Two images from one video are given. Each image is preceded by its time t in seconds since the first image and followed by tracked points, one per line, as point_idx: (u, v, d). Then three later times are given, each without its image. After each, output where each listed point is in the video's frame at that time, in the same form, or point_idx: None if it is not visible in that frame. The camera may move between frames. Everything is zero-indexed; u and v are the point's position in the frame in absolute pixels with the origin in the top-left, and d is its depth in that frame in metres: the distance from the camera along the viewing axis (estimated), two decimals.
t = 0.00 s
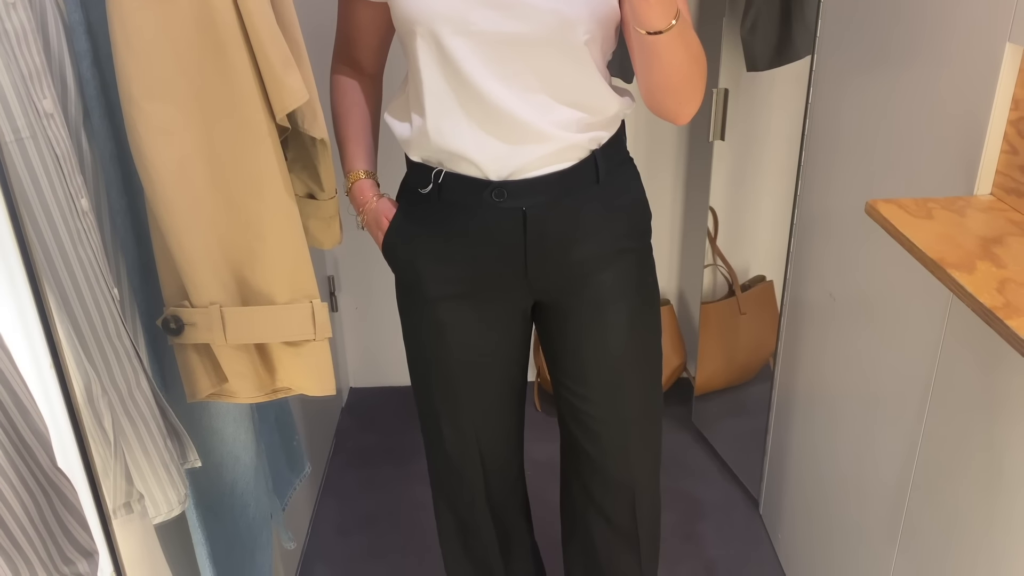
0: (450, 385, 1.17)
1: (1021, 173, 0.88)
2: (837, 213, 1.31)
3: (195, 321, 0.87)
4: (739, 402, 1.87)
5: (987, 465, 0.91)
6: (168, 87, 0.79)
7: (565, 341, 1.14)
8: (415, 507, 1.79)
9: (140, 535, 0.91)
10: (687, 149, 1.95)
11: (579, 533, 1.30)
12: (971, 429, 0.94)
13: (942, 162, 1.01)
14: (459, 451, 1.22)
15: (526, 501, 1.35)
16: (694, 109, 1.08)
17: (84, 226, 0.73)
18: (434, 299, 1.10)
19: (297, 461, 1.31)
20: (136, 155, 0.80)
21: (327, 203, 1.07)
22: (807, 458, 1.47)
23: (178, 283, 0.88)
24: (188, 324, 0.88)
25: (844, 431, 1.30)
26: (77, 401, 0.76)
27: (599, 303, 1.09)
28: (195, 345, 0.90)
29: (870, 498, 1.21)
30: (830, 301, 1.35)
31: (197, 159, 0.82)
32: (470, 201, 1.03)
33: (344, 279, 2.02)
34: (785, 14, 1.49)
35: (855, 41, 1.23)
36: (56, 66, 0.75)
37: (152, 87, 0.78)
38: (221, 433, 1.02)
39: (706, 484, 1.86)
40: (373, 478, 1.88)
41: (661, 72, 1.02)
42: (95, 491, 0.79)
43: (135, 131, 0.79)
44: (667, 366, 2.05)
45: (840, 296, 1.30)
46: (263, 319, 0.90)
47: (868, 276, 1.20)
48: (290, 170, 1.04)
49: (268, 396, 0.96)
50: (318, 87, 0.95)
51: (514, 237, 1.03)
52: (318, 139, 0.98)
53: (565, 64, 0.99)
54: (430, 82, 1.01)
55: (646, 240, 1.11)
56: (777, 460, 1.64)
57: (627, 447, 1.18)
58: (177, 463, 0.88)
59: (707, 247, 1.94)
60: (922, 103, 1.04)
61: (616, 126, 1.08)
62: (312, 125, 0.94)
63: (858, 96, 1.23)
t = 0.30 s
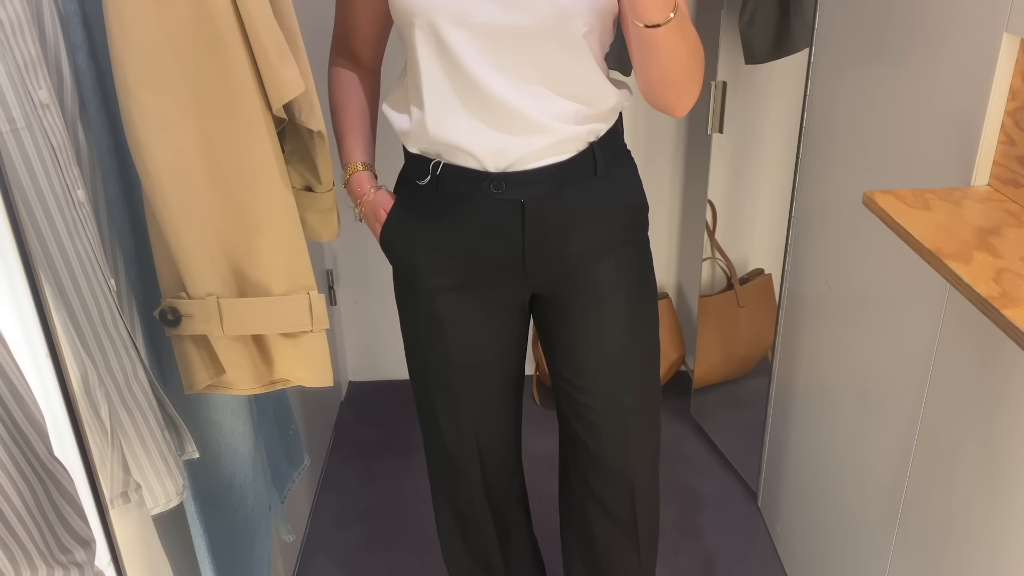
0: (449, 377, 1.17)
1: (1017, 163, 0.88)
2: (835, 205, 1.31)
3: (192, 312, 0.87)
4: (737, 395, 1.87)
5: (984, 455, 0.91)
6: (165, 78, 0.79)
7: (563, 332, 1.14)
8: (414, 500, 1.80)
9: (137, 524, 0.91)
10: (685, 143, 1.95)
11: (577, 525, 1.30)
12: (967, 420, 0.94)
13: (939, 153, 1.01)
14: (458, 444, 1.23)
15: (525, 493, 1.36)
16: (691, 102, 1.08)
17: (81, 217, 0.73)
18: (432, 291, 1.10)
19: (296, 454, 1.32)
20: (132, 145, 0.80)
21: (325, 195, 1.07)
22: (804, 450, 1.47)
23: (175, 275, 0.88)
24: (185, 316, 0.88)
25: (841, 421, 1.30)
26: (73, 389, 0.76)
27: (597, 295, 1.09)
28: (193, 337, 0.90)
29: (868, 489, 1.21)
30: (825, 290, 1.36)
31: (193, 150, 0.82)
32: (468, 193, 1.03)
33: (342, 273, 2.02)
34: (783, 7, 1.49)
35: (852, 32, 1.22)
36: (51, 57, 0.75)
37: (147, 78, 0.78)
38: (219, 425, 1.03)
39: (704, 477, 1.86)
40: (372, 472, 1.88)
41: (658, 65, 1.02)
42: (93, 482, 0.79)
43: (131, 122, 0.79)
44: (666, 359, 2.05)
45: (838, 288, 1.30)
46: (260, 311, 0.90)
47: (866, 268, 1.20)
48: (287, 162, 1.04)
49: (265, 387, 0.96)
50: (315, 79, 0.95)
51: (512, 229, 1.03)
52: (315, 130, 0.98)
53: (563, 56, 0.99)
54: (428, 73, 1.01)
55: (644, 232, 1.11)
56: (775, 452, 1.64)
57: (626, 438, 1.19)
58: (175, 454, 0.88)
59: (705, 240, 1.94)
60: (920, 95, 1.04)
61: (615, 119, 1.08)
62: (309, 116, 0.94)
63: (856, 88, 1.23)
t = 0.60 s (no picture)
0: (448, 372, 1.17)
1: (1016, 158, 0.88)
2: (834, 200, 1.31)
3: (191, 308, 0.87)
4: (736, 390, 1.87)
5: (984, 449, 0.91)
6: (161, 73, 0.79)
7: (562, 328, 1.14)
8: (413, 496, 1.80)
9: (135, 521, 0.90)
10: (683, 138, 1.95)
11: (576, 520, 1.30)
12: (967, 415, 0.94)
13: (938, 148, 1.01)
14: (457, 439, 1.23)
15: (525, 489, 1.36)
16: (689, 97, 1.08)
17: (78, 213, 0.73)
18: (431, 286, 1.10)
19: (295, 450, 1.32)
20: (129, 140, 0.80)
21: (323, 191, 1.07)
22: (803, 446, 1.47)
23: (173, 271, 0.88)
24: (184, 311, 0.87)
25: (840, 416, 1.30)
26: (71, 386, 0.76)
27: (596, 290, 1.09)
28: (191, 332, 0.90)
29: (866, 484, 1.21)
30: (823, 284, 1.36)
31: (190, 145, 0.82)
32: (467, 188, 1.03)
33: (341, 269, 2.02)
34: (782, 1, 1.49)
35: (851, 27, 1.22)
36: (49, 53, 0.75)
37: (144, 74, 0.78)
38: (218, 421, 1.03)
39: (703, 472, 1.87)
40: (371, 467, 1.88)
41: (657, 60, 1.02)
42: (90, 476, 0.79)
43: (129, 117, 0.79)
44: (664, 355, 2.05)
45: (837, 283, 1.30)
46: (258, 306, 0.90)
47: (865, 263, 1.20)
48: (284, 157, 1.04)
49: (264, 383, 0.96)
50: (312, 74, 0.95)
51: (511, 225, 1.03)
52: (313, 126, 0.98)
53: (561, 50, 0.99)
54: (426, 68, 1.01)
55: (642, 227, 1.11)
56: (774, 448, 1.65)
57: (625, 433, 1.19)
58: (173, 450, 0.88)
59: (703, 236, 1.93)
60: (919, 90, 1.04)
61: (613, 114, 1.07)
62: (307, 111, 0.94)
63: (855, 83, 1.22)
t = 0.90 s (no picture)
0: (446, 366, 1.17)
1: (1014, 151, 0.88)
2: (832, 194, 1.31)
3: (188, 301, 0.87)
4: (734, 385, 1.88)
5: (981, 442, 0.91)
6: (158, 66, 0.79)
7: (560, 321, 1.14)
8: (412, 490, 1.80)
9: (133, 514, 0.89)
10: (681, 133, 1.94)
11: (574, 513, 1.31)
12: (965, 408, 0.94)
13: (936, 141, 1.01)
14: (455, 432, 1.23)
15: (523, 482, 1.36)
16: (687, 89, 1.08)
17: (75, 205, 0.73)
18: (429, 280, 1.10)
19: (293, 445, 1.32)
20: (126, 133, 0.79)
21: (321, 185, 1.07)
22: (801, 440, 1.47)
23: (170, 264, 0.87)
24: (181, 305, 0.87)
25: (837, 410, 1.31)
26: (68, 378, 0.76)
27: (593, 284, 1.09)
28: (189, 326, 0.90)
29: (864, 477, 1.22)
30: (820, 276, 1.36)
31: (187, 138, 0.82)
32: (465, 182, 1.03)
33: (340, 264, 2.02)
34: None
35: (849, 20, 1.22)
36: (45, 45, 0.75)
37: (141, 67, 0.78)
38: (216, 415, 1.03)
39: (701, 466, 1.87)
40: (369, 462, 1.88)
41: (654, 52, 1.02)
42: (87, 466, 0.79)
43: (126, 110, 0.78)
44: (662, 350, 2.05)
45: (834, 277, 1.30)
46: (256, 299, 0.90)
47: (862, 256, 1.20)
48: (282, 151, 1.04)
49: (262, 376, 0.96)
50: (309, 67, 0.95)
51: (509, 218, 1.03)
52: (310, 120, 0.98)
53: (560, 43, 0.99)
54: (424, 61, 1.01)
55: (639, 220, 1.11)
56: (771, 442, 1.65)
57: (623, 426, 1.19)
58: (171, 443, 0.88)
59: (701, 230, 1.93)
60: (917, 82, 1.04)
61: (610, 106, 1.07)
62: (304, 104, 0.93)
63: (853, 76, 1.22)
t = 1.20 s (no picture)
0: (443, 359, 1.17)
1: (1010, 144, 0.88)
2: (828, 188, 1.31)
3: (185, 295, 0.88)
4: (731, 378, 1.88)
5: (975, 434, 0.91)
6: (155, 60, 0.79)
7: (557, 315, 1.14)
8: (410, 484, 1.80)
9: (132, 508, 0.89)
10: (678, 126, 1.94)
11: (570, 505, 1.31)
12: (959, 400, 0.94)
13: (931, 135, 1.01)
14: (452, 426, 1.23)
15: (520, 475, 1.36)
16: (683, 83, 1.08)
17: (72, 198, 0.73)
18: (427, 274, 1.10)
19: (291, 439, 1.32)
20: (123, 127, 0.80)
21: (318, 179, 1.07)
22: (798, 433, 1.48)
23: (167, 257, 0.87)
24: (178, 298, 0.88)
25: (833, 403, 1.31)
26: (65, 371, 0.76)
27: (590, 277, 1.09)
28: (186, 319, 0.90)
29: (859, 470, 1.22)
30: (816, 268, 1.37)
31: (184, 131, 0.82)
32: (462, 175, 1.03)
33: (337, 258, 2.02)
34: None
35: (846, 13, 1.22)
36: (40, 38, 0.75)
37: (137, 59, 0.78)
38: (213, 408, 1.03)
39: (698, 459, 1.87)
40: (367, 456, 1.89)
41: (651, 46, 1.02)
42: (85, 459, 0.80)
43: (122, 103, 0.78)
44: (659, 343, 2.05)
45: (831, 270, 1.30)
46: (252, 293, 0.90)
47: (859, 249, 1.20)
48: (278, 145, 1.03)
49: (259, 369, 0.96)
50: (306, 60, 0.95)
51: (506, 212, 1.03)
52: (307, 113, 0.98)
53: (557, 36, 0.99)
54: (421, 53, 1.01)
55: (636, 213, 1.11)
56: (767, 436, 1.65)
57: (619, 419, 1.19)
58: (169, 436, 0.88)
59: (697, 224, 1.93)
60: (914, 76, 1.04)
61: (607, 99, 1.07)
62: (300, 98, 0.93)
63: (850, 70, 1.22)
